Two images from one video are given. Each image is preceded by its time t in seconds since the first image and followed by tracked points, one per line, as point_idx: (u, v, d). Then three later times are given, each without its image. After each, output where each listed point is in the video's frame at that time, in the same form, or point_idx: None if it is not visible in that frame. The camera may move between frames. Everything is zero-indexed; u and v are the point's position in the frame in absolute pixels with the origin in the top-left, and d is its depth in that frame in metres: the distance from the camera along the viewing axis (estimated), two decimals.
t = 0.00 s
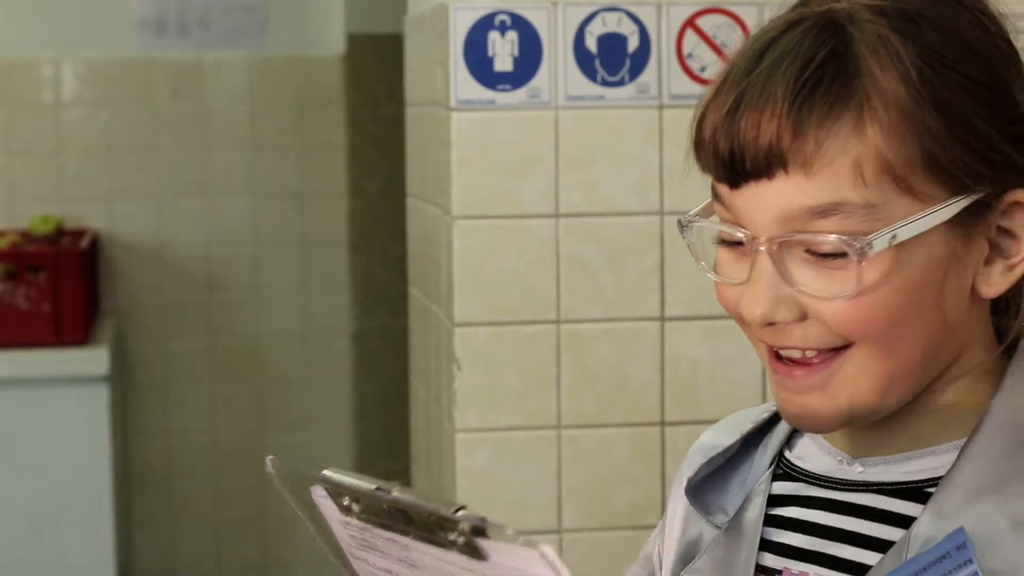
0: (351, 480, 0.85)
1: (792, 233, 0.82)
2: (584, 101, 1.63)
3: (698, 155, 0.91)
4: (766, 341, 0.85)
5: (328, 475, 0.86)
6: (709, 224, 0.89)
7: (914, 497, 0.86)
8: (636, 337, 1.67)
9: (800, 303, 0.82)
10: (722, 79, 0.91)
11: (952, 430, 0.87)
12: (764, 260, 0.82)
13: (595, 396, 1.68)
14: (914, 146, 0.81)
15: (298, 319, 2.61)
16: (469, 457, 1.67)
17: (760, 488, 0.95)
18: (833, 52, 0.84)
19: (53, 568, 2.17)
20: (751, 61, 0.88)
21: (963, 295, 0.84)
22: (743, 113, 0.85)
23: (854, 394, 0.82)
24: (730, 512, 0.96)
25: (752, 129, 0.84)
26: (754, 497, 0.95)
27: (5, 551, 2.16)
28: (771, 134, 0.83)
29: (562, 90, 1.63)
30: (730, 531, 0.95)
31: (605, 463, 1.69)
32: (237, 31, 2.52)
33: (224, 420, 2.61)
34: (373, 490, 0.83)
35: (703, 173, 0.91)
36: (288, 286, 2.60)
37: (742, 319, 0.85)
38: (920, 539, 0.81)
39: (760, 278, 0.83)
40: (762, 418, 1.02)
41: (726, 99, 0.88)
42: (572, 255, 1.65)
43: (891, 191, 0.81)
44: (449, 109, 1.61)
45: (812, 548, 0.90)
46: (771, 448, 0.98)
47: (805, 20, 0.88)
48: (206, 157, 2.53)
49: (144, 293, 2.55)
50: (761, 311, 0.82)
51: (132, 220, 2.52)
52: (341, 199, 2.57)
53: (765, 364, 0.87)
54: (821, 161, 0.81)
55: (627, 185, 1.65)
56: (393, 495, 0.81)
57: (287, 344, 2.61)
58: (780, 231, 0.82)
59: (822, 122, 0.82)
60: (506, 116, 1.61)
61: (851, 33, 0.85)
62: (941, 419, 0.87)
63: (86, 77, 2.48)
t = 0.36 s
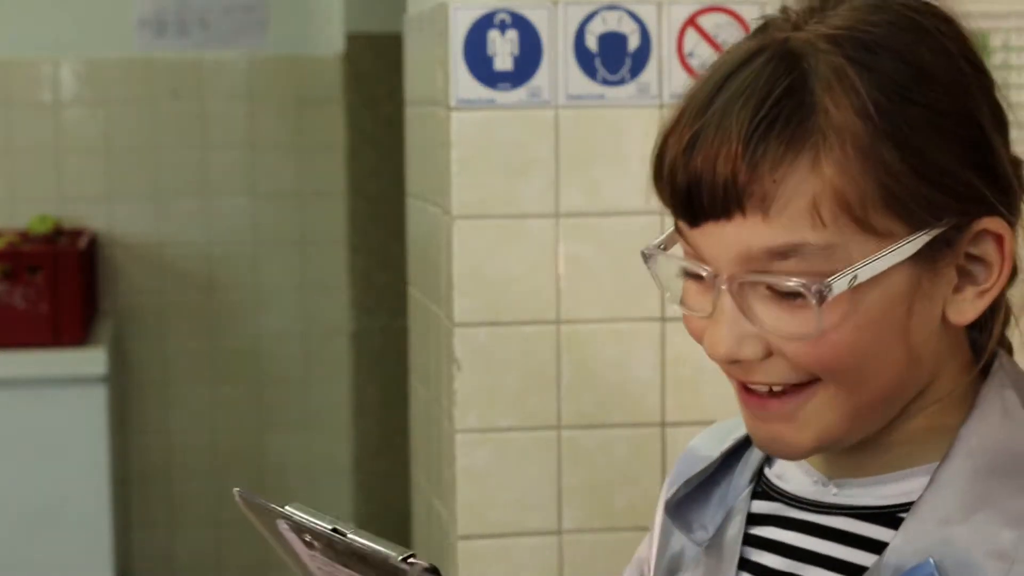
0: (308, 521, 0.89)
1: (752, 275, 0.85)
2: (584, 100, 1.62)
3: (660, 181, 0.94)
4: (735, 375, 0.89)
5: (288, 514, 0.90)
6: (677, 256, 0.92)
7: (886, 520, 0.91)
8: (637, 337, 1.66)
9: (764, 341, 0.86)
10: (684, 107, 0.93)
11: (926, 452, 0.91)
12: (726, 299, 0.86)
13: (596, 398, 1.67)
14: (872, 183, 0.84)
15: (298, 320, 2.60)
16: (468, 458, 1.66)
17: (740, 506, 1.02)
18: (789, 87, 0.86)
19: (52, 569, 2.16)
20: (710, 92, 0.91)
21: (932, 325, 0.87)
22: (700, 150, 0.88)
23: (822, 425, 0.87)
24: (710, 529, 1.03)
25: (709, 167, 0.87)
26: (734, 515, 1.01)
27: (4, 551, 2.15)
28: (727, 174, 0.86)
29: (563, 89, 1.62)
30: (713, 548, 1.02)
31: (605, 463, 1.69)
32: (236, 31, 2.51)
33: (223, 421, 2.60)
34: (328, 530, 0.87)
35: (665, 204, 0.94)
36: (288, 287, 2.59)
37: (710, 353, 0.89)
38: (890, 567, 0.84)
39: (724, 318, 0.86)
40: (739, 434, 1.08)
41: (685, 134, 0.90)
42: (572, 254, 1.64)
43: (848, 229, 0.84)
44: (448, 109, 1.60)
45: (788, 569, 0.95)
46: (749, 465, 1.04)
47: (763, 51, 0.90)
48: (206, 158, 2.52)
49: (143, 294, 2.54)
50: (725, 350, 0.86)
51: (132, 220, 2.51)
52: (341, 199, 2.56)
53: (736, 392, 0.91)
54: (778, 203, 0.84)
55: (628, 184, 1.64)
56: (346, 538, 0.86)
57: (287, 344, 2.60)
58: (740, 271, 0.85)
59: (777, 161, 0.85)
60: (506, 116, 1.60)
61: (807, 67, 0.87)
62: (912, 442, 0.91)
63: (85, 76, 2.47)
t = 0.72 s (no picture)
0: (284, 490, 0.86)
1: (722, 237, 0.87)
2: (584, 99, 1.62)
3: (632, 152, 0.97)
4: (702, 338, 0.91)
5: (261, 484, 0.87)
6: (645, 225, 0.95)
7: (850, 491, 0.94)
8: (637, 336, 1.67)
9: (732, 303, 0.88)
10: (656, 79, 0.96)
11: (887, 422, 0.94)
12: (697, 261, 0.88)
13: (596, 398, 1.67)
14: (840, 148, 0.87)
15: (297, 320, 2.60)
16: (469, 458, 1.66)
17: (702, 486, 1.03)
18: (760, 57, 0.90)
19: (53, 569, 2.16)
20: (682, 63, 0.94)
21: (897, 292, 0.91)
22: (674, 117, 0.91)
23: (789, 385, 0.89)
24: (672, 509, 1.04)
25: (682, 133, 0.90)
26: (697, 494, 1.03)
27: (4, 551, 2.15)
28: (700, 139, 0.89)
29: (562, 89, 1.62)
30: (676, 527, 1.03)
31: (605, 463, 1.69)
32: (236, 31, 2.51)
33: (223, 420, 2.61)
34: (304, 497, 0.85)
35: (638, 174, 0.97)
36: (288, 287, 2.59)
37: (680, 317, 0.91)
38: (860, 534, 0.89)
39: (694, 280, 0.89)
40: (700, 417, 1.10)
41: (658, 104, 0.93)
42: (573, 254, 1.64)
43: (817, 192, 0.87)
44: (448, 109, 1.60)
45: (755, 545, 0.97)
46: (710, 446, 1.06)
47: (735, 23, 0.94)
48: (206, 157, 2.52)
49: (143, 293, 2.54)
50: (696, 313, 0.89)
51: (132, 220, 2.52)
52: (341, 199, 2.57)
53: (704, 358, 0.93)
54: (750, 167, 0.87)
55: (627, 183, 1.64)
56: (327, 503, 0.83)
57: (287, 344, 2.60)
58: (711, 234, 0.88)
59: (749, 126, 0.88)
60: (506, 116, 1.61)
61: (778, 37, 0.90)
62: (872, 410, 0.94)
63: (85, 76, 2.47)
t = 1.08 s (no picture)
0: (292, 474, 0.77)
1: (702, 227, 0.85)
2: (584, 100, 1.62)
3: (605, 148, 0.94)
4: (666, 328, 0.89)
5: (264, 471, 0.77)
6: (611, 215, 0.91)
7: (802, 474, 0.92)
8: (636, 336, 1.67)
9: (707, 293, 0.85)
10: (632, 75, 0.94)
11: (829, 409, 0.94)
12: (672, 251, 0.85)
13: (596, 398, 1.67)
14: (819, 144, 0.87)
15: (297, 320, 2.60)
16: (469, 458, 1.66)
17: (642, 477, 1.00)
18: (744, 53, 0.89)
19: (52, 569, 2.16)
20: (663, 59, 0.92)
21: (854, 279, 0.91)
22: (657, 111, 0.89)
23: (751, 373, 0.88)
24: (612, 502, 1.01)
25: (667, 126, 0.88)
26: (636, 485, 1.00)
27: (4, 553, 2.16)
28: (687, 131, 0.86)
29: (562, 90, 1.62)
30: (615, 519, 0.99)
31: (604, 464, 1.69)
32: (237, 31, 2.51)
33: (223, 419, 2.61)
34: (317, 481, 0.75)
35: (608, 168, 0.94)
36: (288, 287, 2.59)
37: (649, 306, 0.88)
38: (813, 513, 0.87)
39: (667, 269, 0.86)
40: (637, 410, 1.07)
41: (639, 98, 0.91)
42: (572, 254, 1.64)
43: (799, 187, 0.87)
44: (449, 109, 1.60)
45: (701, 530, 0.94)
46: (648, 437, 1.03)
47: (714, 20, 0.93)
48: (206, 158, 2.52)
49: (142, 293, 2.54)
50: (669, 301, 0.85)
51: (132, 220, 2.52)
52: (341, 199, 2.57)
53: (661, 348, 0.91)
54: (736, 159, 0.85)
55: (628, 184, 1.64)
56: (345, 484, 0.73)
57: (288, 344, 2.60)
58: (690, 224, 0.86)
59: (736, 119, 0.86)
60: (506, 116, 1.61)
61: (761, 34, 0.90)
62: (823, 399, 0.93)
63: (86, 76, 2.47)
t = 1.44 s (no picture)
0: (323, 484, 0.77)
1: (673, 198, 0.86)
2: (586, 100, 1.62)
3: (570, 128, 0.93)
4: (632, 301, 0.89)
5: (292, 483, 0.78)
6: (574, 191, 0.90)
7: (753, 448, 0.94)
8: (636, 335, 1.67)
9: (677, 263, 0.86)
10: (596, 55, 0.95)
11: (768, 384, 0.96)
12: (643, 224, 0.86)
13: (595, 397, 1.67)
14: (782, 119, 0.90)
15: (297, 320, 2.60)
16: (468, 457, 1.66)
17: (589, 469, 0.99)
18: (711, 32, 0.91)
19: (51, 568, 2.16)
20: (632, 38, 0.93)
21: (801, 251, 0.94)
22: (633, 85, 0.89)
23: (714, 344, 0.89)
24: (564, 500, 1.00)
25: (644, 99, 0.88)
26: (586, 479, 0.99)
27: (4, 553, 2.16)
28: (666, 104, 0.87)
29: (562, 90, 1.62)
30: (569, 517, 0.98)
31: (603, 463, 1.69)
32: (237, 31, 2.51)
33: (223, 419, 2.61)
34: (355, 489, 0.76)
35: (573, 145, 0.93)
36: (287, 287, 2.59)
37: (619, 279, 0.88)
38: (774, 481, 0.91)
39: (637, 241, 0.86)
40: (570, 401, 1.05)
41: (612, 74, 0.91)
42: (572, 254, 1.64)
43: (765, 160, 0.89)
44: (448, 109, 1.60)
45: (656, 511, 0.94)
46: (586, 430, 1.02)
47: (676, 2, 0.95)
48: (205, 158, 2.52)
49: (142, 293, 2.54)
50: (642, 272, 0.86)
51: (131, 219, 2.52)
52: (340, 199, 2.57)
53: (623, 323, 0.91)
54: (711, 131, 0.86)
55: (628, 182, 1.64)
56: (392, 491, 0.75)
57: (288, 343, 2.60)
58: (661, 196, 0.86)
59: (711, 93, 0.88)
60: (505, 116, 1.61)
61: (726, 15, 0.92)
62: (765, 374, 0.96)
63: (86, 76, 2.47)
